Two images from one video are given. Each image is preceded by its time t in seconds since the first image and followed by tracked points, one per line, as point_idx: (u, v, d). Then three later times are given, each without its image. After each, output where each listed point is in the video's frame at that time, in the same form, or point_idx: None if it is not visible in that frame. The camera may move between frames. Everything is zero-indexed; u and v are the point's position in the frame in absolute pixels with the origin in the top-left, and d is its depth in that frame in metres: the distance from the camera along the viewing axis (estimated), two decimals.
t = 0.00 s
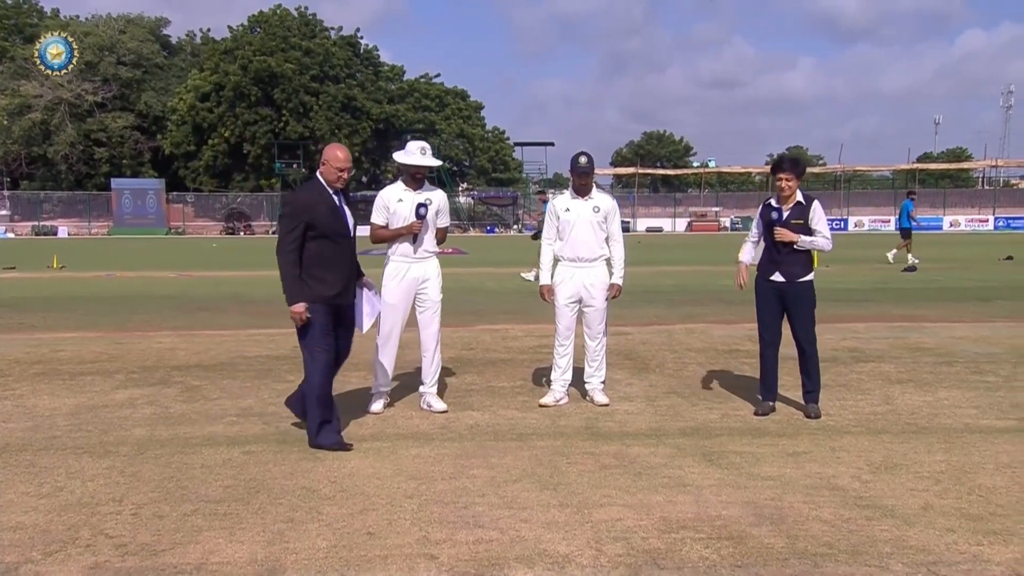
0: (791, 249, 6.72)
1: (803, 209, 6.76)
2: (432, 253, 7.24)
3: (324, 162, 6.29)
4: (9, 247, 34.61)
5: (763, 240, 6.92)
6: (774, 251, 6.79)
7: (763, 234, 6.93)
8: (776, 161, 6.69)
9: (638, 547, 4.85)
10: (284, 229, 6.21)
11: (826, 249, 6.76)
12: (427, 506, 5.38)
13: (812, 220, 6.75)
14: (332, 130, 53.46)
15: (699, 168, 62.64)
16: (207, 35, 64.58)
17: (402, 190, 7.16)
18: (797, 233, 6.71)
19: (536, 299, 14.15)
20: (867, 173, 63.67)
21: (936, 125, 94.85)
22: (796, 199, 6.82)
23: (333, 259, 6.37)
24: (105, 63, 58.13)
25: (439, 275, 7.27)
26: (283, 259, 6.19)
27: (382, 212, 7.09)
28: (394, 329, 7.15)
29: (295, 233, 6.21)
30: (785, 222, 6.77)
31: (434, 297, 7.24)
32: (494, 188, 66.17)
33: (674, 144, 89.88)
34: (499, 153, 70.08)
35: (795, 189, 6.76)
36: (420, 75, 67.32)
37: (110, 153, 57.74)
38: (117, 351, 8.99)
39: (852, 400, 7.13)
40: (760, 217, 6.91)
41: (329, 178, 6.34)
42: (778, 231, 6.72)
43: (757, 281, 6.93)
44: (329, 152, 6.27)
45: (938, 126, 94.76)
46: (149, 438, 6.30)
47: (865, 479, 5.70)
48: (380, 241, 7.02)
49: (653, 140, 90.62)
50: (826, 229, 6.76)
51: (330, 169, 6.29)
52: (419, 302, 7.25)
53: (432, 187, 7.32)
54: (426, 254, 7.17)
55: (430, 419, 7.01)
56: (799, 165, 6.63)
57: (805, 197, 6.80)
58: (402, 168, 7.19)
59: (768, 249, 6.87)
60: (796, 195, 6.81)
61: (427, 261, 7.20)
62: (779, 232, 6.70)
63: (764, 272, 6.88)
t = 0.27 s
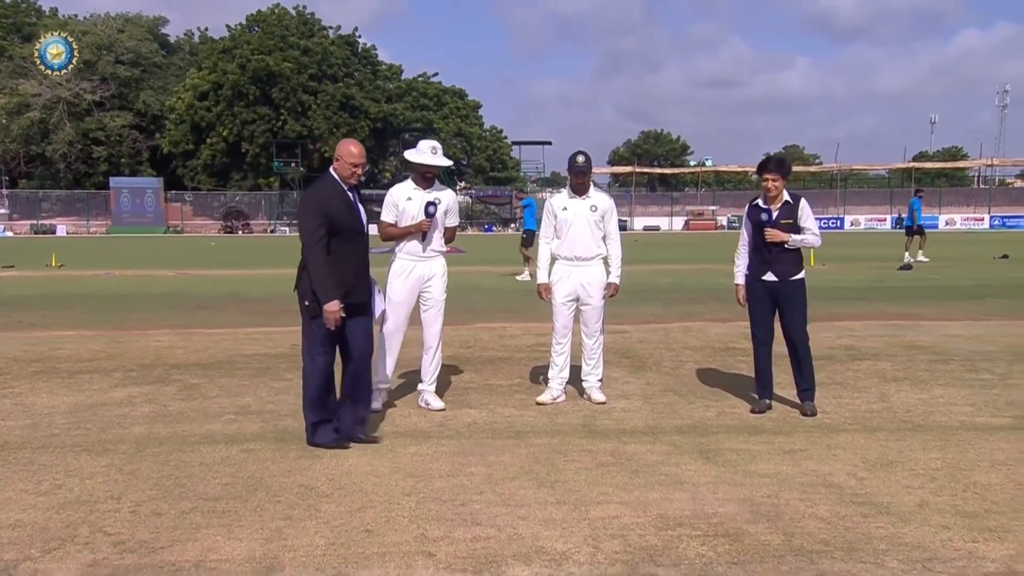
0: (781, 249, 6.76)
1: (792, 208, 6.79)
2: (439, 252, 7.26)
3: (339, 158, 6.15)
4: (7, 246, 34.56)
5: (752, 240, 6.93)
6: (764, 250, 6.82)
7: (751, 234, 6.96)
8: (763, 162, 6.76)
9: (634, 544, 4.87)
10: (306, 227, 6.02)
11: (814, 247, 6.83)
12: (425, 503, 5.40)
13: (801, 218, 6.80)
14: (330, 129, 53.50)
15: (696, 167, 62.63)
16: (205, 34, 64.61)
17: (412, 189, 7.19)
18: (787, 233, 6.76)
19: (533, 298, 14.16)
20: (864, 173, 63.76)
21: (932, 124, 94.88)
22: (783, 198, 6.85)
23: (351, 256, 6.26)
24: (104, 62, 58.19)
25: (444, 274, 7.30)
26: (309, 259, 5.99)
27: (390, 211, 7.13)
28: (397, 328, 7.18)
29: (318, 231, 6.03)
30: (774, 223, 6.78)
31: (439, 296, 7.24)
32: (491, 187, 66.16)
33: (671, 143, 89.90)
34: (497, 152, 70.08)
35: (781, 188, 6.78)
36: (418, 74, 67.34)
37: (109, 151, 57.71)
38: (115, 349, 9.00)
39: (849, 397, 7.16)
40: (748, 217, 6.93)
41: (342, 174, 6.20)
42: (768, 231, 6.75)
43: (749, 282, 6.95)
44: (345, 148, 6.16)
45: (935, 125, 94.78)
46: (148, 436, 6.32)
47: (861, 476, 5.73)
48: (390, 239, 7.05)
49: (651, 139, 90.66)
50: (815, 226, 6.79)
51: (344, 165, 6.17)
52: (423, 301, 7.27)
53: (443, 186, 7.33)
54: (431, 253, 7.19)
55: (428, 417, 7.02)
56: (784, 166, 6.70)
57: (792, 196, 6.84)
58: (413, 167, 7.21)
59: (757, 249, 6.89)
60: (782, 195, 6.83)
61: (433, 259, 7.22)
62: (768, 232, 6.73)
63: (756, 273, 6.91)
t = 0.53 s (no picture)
0: (767, 246, 6.81)
1: (776, 205, 6.83)
2: (436, 249, 7.31)
3: (361, 156, 6.08)
4: None
5: (738, 237, 6.97)
6: (751, 248, 6.85)
7: (737, 231, 6.99)
8: (745, 160, 6.77)
9: (625, 540, 4.91)
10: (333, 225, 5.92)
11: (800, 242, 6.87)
12: (417, 500, 5.43)
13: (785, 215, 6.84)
14: (323, 127, 53.51)
15: (687, 165, 62.72)
16: (198, 31, 64.45)
17: (411, 186, 7.24)
18: (772, 230, 6.80)
19: (525, 295, 14.20)
20: (853, 171, 64.04)
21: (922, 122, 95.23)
22: (767, 196, 6.88)
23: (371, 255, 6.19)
24: (96, 59, 58.01)
25: (441, 272, 7.34)
26: (335, 256, 5.89)
27: (392, 207, 7.20)
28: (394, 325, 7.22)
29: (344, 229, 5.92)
30: (759, 220, 6.83)
31: (434, 294, 7.28)
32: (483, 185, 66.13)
33: (663, 141, 90.02)
34: (489, 150, 70.08)
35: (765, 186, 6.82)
36: (410, 73, 67.32)
37: (100, 149, 57.51)
38: (107, 347, 9.00)
39: (837, 393, 7.20)
40: (734, 215, 6.96)
41: (362, 174, 6.15)
42: (755, 228, 6.78)
43: (737, 280, 6.98)
44: (366, 146, 6.10)
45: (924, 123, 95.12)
46: (139, 433, 6.32)
47: (849, 472, 5.78)
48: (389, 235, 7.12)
49: (642, 138, 90.76)
50: (799, 223, 6.86)
51: (364, 163, 6.11)
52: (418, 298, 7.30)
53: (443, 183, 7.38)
54: (429, 250, 7.25)
55: (421, 414, 7.04)
56: (766, 164, 6.69)
57: (774, 192, 6.87)
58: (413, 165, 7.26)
59: (744, 247, 6.93)
60: (765, 191, 6.87)
61: (431, 257, 7.26)
62: (755, 230, 6.77)
63: (743, 270, 6.93)
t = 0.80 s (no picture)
0: (749, 243, 6.85)
1: (757, 202, 6.88)
2: (422, 248, 7.34)
3: (379, 161, 5.94)
4: None
5: (719, 234, 7.01)
6: (733, 245, 6.89)
7: (719, 229, 7.02)
8: (725, 159, 6.84)
9: (607, 537, 4.93)
10: (353, 233, 5.81)
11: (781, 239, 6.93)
12: (400, 498, 5.44)
13: (767, 213, 6.90)
14: (306, 125, 53.34)
15: (670, 163, 62.89)
16: (179, 28, 64.07)
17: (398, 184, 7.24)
18: (755, 226, 6.84)
19: (509, 293, 14.20)
20: (834, 170, 64.39)
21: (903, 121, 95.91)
22: (748, 193, 6.94)
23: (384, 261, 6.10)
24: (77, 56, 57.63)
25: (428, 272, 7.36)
26: (358, 265, 5.80)
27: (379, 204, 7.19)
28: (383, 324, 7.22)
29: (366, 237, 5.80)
30: (741, 217, 6.87)
31: (424, 293, 7.30)
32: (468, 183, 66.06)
33: (646, 140, 90.22)
34: (473, 148, 70.04)
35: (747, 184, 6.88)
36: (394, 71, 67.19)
37: (82, 147, 57.07)
38: (88, 346, 8.94)
39: (818, 390, 7.25)
40: (716, 212, 7.00)
41: (378, 179, 6.01)
42: (736, 225, 6.84)
43: (718, 278, 7.02)
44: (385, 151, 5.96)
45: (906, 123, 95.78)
46: (120, 432, 6.29)
47: (830, 468, 5.83)
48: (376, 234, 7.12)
49: (626, 136, 90.92)
50: (780, 220, 6.91)
51: (382, 168, 5.97)
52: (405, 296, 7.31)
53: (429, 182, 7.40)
54: (416, 249, 7.27)
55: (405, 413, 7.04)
56: (745, 163, 6.76)
57: (755, 190, 6.93)
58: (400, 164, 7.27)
59: (726, 245, 6.97)
60: (745, 189, 6.92)
61: (418, 255, 7.29)
62: (737, 226, 6.82)
63: (725, 267, 6.97)
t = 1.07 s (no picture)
0: (734, 241, 6.87)
1: (742, 201, 6.91)
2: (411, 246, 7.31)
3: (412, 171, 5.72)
4: None
5: (705, 233, 7.03)
6: (717, 243, 6.92)
7: (704, 227, 7.05)
8: (710, 158, 6.87)
9: (594, 535, 4.94)
10: (390, 245, 5.68)
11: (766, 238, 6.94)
12: (387, 497, 5.43)
13: (751, 211, 6.92)
14: (292, 123, 53.17)
15: (657, 162, 63.01)
16: (164, 26, 63.66)
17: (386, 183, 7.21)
18: (739, 225, 6.87)
19: (495, 292, 14.20)
20: (820, 169, 64.60)
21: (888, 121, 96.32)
22: (732, 192, 6.97)
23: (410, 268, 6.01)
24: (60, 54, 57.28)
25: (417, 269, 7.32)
26: (391, 278, 5.69)
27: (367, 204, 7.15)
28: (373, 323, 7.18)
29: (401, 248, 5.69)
30: (726, 215, 6.90)
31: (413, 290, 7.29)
32: (454, 181, 65.98)
33: (633, 139, 90.32)
34: (460, 146, 69.97)
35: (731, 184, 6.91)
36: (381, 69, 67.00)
37: (66, 145, 56.65)
38: (72, 345, 8.89)
39: (805, 388, 7.27)
40: (701, 211, 7.03)
41: (408, 189, 5.81)
42: (720, 223, 6.86)
43: (704, 276, 7.04)
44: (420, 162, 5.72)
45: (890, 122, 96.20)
46: (106, 432, 6.26)
47: (815, 466, 5.85)
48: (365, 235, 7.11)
49: (613, 135, 91.03)
50: (765, 219, 6.93)
51: (411, 180, 5.75)
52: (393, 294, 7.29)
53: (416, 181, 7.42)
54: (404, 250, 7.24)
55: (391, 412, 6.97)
56: (730, 163, 6.78)
57: (739, 189, 6.96)
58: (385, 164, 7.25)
59: (711, 244, 6.99)
60: (729, 188, 6.95)
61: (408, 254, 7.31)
62: (721, 225, 6.84)
63: (710, 266, 7.00)
